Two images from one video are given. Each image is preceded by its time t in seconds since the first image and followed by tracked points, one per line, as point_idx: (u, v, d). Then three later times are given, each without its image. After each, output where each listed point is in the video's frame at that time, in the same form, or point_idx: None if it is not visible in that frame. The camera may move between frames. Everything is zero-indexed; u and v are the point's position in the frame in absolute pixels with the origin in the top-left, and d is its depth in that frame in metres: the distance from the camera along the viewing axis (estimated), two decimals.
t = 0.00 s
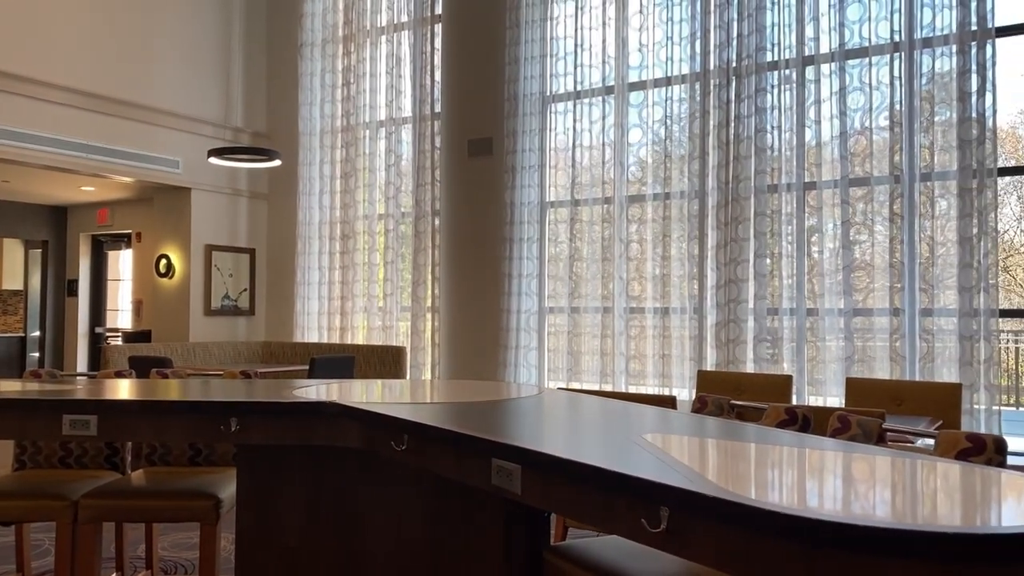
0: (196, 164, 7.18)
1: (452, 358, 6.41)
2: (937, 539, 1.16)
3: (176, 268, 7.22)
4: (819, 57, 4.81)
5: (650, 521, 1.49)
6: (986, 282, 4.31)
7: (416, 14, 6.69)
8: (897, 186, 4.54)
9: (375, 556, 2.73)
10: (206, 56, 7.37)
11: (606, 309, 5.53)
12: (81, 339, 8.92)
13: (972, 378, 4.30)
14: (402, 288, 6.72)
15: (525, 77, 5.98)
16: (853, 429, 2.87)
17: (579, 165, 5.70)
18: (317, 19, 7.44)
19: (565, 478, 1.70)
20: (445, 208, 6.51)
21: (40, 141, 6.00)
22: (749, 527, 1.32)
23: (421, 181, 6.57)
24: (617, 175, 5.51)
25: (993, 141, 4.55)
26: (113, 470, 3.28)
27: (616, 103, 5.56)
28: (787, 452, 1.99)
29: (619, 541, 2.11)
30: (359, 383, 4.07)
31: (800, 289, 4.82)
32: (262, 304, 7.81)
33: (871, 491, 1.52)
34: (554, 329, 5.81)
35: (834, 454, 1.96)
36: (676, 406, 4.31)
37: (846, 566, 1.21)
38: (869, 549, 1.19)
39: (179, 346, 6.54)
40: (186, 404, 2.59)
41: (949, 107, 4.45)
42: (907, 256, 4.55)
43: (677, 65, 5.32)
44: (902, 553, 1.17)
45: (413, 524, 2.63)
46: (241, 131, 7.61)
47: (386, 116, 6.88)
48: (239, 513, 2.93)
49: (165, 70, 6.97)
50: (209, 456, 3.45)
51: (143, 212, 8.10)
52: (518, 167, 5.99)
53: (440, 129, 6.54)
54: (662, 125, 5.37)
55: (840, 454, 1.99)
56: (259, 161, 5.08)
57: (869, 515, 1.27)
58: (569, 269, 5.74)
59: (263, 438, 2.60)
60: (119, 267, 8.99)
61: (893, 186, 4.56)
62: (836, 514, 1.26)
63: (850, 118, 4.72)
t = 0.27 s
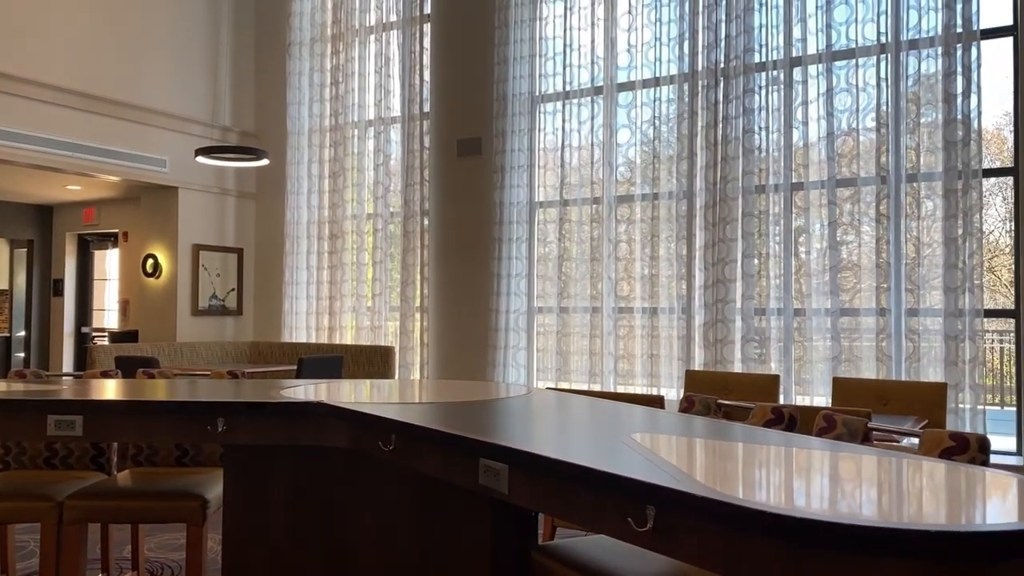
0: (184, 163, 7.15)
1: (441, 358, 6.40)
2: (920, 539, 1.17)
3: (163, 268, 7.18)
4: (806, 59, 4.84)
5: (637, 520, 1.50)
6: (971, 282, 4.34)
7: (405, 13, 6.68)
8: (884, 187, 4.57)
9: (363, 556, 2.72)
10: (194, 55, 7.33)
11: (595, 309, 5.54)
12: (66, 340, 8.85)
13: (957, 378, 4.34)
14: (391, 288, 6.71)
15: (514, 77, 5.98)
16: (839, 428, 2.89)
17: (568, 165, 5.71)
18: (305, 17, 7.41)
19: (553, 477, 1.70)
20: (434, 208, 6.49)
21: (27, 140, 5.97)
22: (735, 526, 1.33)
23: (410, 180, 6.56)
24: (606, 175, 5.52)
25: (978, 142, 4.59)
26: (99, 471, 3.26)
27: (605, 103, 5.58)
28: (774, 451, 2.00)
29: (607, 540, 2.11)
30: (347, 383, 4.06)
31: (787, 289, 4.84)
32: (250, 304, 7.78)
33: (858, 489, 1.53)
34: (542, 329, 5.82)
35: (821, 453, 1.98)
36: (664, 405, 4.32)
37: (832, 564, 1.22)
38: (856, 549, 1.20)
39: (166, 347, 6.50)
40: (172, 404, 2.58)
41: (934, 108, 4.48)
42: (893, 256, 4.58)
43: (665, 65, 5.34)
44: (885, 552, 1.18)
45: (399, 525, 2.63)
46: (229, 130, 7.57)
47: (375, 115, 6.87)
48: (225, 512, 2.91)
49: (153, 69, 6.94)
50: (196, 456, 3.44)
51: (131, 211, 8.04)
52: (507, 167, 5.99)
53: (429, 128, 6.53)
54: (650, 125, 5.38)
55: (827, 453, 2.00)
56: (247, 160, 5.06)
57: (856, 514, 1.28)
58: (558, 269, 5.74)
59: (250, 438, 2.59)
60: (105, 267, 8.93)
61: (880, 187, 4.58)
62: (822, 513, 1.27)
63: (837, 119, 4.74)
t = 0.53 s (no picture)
0: (171, 161, 7.11)
1: (430, 357, 6.39)
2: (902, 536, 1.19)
3: (150, 267, 7.14)
4: (794, 59, 4.86)
5: (624, 518, 1.51)
6: (956, 283, 4.37)
7: (394, 12, 6.67)
8: (871, 187, 4.59)
9: (351, 556, 2.72)
10: (181, 53, 7.30)
11: (584, 308, 5.55)
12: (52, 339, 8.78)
13: (942, 376, 4.37)
14: (379, 287, 6.70)
15: (503, 77, 5.99)
16: (824, 426, 2.91)
17: (557, 164, 5.72)
18: (293, 16, 7.39)
19: (540, 476, 1.70)
20: (423, 207, 6.48)
21: (13, 138, 5.92)
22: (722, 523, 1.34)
23: (399, 180, 6.54)
24: (594, 175, 5.53)
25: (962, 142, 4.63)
26: (85, 471, 3.23)
27: (593, 103, 5.59)
28: (762, 450, 2.01)
29: (594, 540, 2.12)
30: (336, 382, 4.05)
31: (774, 289, 4.87)
32: (237, 304, 7.75)
33: (844, 488, 1.54)
34: (531, 329, 5.82)
35: (808, 452, 1.99)
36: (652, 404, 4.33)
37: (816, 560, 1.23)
38: (841, 546, 1.21)
39: (153, 346, 6.46)
40: (158, 404, 2.57)
41: (920, 109, 4.52)
42: (879, 256, 4.60)
43: (653, 65, 5.35)
44: (868, 550, 1.20)
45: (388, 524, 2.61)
46: (217, 129, 7.53)
47: (363, 114, 6.86)
48: (211, 513, 2.88)
49: (139, 67, 6.90)
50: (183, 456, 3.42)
51: (118, 210, 7.99)
52: (496, 167, 5.99)
53: (418, 127, 6.52)
54: (639, 125, 5.40)
55: (814, 451, 2.01)
56: (234, 159, 5.04)
57: (842, 512, 1.30)
58: (547, 268, 5.75)
59: (238, 438, 2.58)
60: (92, 266, 8.86)
61: (866, 187, 4.61)
62: (808, 511, 1.28)
63: (825, 120, 4.77)
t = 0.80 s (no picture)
0: (158, 160, 7.07)
1: (419, 357, 6.38)
2: (891, 532, 1.20)
3: (138, 266, 7.10)
4: (782, 60, 4.88)
5: (611, 517, 1.51)
6: (943, 282, 4.40)
7: (383, 11, 6.65)
8: (858, 187, 4.61)
9: (339, 554, 2.71)
10: (169, 51, 7.25)
11: (574, 308, 5.56)
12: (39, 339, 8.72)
13: (929, 375, 4.40)
14: (369, 287, 6.69)
15: (492, 76, 5.99)
16: (811, 425, 2.93)
17: (547, 164, 5.73)
18: (282, 14, 7.37)
19: (528, 475, 1.70)
20: (413, 206, 6.47)
21: None
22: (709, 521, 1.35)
23: (388, 179, 6.53)
24: (584, 175, 5.54)
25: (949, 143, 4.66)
26: (71, 471, 3.20)
27: (583, 103, 5.60)
28: (751, 449, 2.02)
29: (582, 539, 2.12)
30: (325, 382, 4.04)
31: (762, 288, 4.88)
32: (226, 303, 7.72)
33: (832, 486, 1.55)
34: (521, 328, 5.82)
35: (796, 451, 2.00)
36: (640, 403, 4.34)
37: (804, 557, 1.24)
38: (829, 544, 1.22)
39: (140, 346, 6.42)
40: (145, 403, 2.55)
41: (907, 110, 4.55)
42: (867, 256, 4.63)
43: (643, 65, 5.37)
44: (855, 546, 1.21)
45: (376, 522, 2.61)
46: (206, 127, 7.50)
47: (353, 113, 6.84)
48: (199, 512, 2.87)
49: (127, 65, 6.86)
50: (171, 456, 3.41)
51: (106, 208, 7.94)
52: (486, 166, 5.99)
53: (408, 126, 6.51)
54: (628, 125, 5.41)
55: (802, 450, 2.02)
56: (222, 157, 5.01)
57: (830, 510, 1.30)
58: (537, 268, 5.75)
59: (225, 438, 2.57)
60: (79, 265, 8.80)
61: (854, 187, 4.63)
62: (796, 509, 1.29)
63: (813, 120, 4.79)
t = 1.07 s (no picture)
0: (144, 159, 7.03)
1: (407, 357, 6.36)
2: (872, 530, 1.21)
3: (123, 265, 7.05)
4: (768, 61, 4.90)
5: (595, 515, 1.52)
6: (927, 283, 4.43)
7: (371, 11, 6.64)
8: (844, 188, 4.64)
9: (325, 553, 2.71)
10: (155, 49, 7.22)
11: (561, 308, 5.57)
12: (23, 339, 8.64)
13: (913, 375, 4.43)
14: (357, 286, 6.67)
15: (480, 76, 5.99)
16: (795, 424, 2.95)
17: (535, 164, 5.73)
18: (270, 13, 7.34)
19: (514, 475, 1.71)
20: (401, 206, 6.46)
21: None
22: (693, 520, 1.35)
23: (376, 178, 6.52)
24: (572, 175, 5.55)
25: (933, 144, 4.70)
26: (55, 472, 3.17)
27: (571, 103, 5.61)
28: (736, 448, 2.03)
29: (567, 538, 2.13)
30: (312, 382, 4.03)
31: (748, 288, 4.91)
32: (212, 303, 7.68)
33: (817, 485, 1.56)
34: (508, 328, 5.83)
35: (782, 450, 2.01)
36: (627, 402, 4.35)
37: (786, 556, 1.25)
38: (813, 542, 1.23)
39: (125, 346, 6.38)
40: (129, 403, 2.54)
41: (892, 111, 4.58)
42: (852, 256, 4.65)
43: (630, 66, 5.39)
44: (836, 544, 1.22)
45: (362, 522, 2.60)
46: (192, 126, 7.47)
47: (340, 113, 6.83)
48: (184, 511, 2.87)
49: (112, 63, 6.81)
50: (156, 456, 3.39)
51: (92, 207, 7.89)
52: (474, 166, 5.99)
53: (396, 126, 6.50)
54: (616, 125, 5.42)
55: (787, 449, 2.03)
56: (209, 156, 4.99)
57: (814, 508, 1.32)
58: (525, 268, 5.76)
59: (210, 438, 2.56)
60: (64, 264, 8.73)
61: (839, 188, 4.66)
62: (781, 507, 1.30)
63: (799, 121, 4.81)
